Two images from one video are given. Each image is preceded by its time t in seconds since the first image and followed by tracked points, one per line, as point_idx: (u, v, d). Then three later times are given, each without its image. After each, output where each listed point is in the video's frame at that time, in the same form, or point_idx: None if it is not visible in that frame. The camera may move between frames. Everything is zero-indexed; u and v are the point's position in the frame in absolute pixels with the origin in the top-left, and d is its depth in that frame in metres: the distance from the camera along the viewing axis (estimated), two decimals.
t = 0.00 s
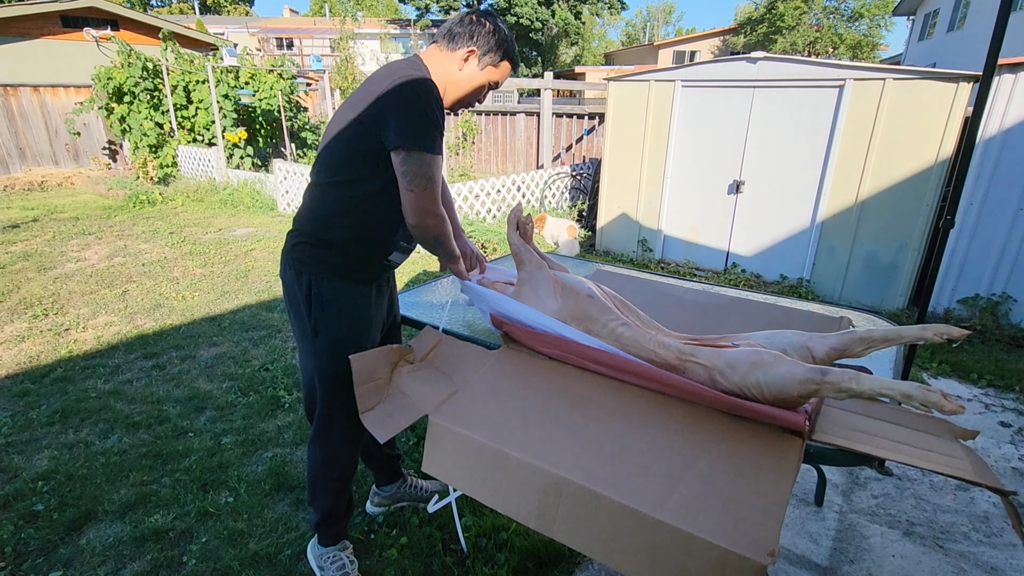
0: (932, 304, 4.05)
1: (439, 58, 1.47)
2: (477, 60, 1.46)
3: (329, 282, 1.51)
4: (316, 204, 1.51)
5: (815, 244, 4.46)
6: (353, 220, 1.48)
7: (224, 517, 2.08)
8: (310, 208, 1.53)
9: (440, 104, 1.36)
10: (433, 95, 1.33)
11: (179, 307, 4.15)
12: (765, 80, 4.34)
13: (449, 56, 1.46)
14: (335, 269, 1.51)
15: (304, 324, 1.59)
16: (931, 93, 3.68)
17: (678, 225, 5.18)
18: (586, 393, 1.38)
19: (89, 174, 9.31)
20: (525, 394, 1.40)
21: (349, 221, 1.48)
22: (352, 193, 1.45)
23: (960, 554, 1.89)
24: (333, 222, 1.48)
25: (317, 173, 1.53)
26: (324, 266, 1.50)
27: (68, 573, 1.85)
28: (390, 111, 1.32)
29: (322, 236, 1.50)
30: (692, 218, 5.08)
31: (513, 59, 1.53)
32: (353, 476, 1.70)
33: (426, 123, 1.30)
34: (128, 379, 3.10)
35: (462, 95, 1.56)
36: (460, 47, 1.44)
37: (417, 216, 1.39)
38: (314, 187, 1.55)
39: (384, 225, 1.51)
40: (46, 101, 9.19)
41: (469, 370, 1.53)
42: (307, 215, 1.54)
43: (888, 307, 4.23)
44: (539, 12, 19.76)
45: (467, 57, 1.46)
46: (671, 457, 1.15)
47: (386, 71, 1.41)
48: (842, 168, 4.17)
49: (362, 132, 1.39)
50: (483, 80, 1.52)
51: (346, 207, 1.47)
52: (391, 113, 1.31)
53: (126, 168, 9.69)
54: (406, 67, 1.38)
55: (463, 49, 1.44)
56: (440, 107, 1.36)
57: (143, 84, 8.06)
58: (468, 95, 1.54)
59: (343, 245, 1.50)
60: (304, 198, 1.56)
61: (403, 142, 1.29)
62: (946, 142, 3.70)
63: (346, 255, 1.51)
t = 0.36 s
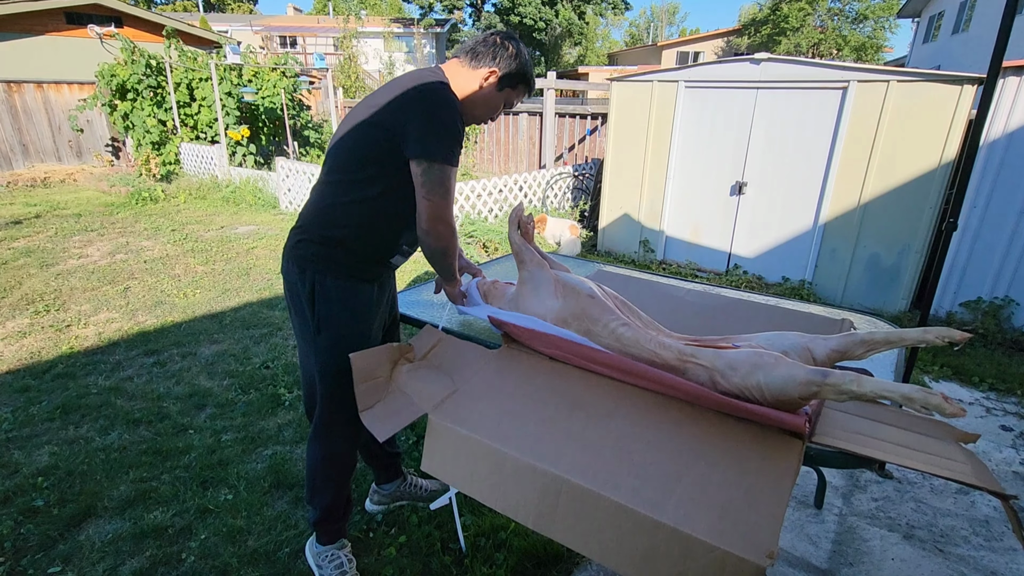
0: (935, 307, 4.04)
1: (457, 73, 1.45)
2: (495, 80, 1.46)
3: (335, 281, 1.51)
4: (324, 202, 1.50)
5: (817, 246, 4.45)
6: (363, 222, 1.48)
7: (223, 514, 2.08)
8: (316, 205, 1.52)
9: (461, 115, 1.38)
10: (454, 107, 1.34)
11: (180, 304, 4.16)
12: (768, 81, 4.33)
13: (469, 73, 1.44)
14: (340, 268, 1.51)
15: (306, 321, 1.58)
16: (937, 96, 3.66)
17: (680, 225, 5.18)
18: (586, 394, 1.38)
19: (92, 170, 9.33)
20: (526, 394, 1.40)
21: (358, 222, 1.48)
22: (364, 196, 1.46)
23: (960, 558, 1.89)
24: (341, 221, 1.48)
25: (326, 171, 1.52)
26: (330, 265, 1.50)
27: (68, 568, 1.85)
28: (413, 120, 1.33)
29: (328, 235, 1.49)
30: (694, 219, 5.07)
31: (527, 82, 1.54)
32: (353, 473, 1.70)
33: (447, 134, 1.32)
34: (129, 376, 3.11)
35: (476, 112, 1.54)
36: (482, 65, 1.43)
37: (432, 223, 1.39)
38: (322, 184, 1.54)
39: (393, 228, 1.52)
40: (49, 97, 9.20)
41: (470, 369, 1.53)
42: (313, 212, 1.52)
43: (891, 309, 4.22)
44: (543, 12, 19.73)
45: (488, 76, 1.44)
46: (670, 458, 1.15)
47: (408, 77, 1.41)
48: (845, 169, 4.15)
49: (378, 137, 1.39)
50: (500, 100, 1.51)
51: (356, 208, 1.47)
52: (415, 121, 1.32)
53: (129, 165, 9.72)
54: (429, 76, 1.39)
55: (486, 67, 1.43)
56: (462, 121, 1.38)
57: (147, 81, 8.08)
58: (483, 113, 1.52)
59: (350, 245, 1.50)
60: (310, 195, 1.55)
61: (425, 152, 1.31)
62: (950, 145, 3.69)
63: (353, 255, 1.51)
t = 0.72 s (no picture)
0: (936, 310, 4.03)
1: (465, 86, 1.45)
2: (502, 95, 1.46)
3: (339, 281, 1.51)
4: (329, 202, 1.51)
5: (818, 248, 4.44)
6: (367, 223, 1.49)
7: (223, 512, 2.08)
8: (322, 205, 1.52)
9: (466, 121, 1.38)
10: (460, 114, 1.34)
11: (182, 302, 4.16)
12: (770, 83, 4.34)
13: (479, 86, 1.44)
14: (345, 270, 1.52)
15: (309, 322, 1.57)
16: (939, 99, 3.65)
17: (681, 227, 5.17)
18: (587, 394, 1.38)
19: (94, 168, 9.35)
20: (527, 394, 1.40)
21: (362, 224, 1.48)
22: (368, 198, 1.46)
23: (960, 560, 1.88)
24: (346, 222, 1.48)
25: (332, 171, 1.52)
26: (335, 265, 1.51)
27: (68, 565, 1.86)
28: (419, 119, 1.33)
29: (333, 235, 1.49)
30: (696, 220, 5.07)
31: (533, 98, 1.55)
32: (354, 471, 1.70)
33: (450, 139, 1.32)
34: (130, 373, 3.11)
35: (482, 125, 1.54)
36: (491, 79, 1.44)
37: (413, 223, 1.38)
38: (327, 184, 1.54)
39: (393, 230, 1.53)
40: (52, 95, 9.21)
41: (471, 369, 1.53)
42: (319, 212, 1.52)
43: (892, 312, 4.21)
44: (545, 12, 19.72)
45: (495, 92, 1.45)
46: (671, 458, 1.15)
47: (418, 81, 1.41)
48: (847, 171, 4.15)
49: (384, 139, 1.39)
50: (504, 114, 1.52)
51: (360, 210, 1.47)
52: (420, 125, 1.32)
53: (132, 163, 9.73)
54: (438, 80, 1.39)
55: (494, 83, 1.44)
56: (467, 126, 1.38)
57: (149, 79, 8.10)
58: (488, 125, 1.52)
59: (355, 246, 1.51)
60: (316, 194, 1.55)
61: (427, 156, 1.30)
62: (952, 147, 3.68)
63: (357, 256, 1.52)
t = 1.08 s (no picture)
0: (938, 312, 4.03)
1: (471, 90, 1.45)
2: (507, 100, 1.47)
3: (342, 281, 1.52)
4: (332, 203, 1.51)
5: (820, 250, 4.44)
6: (371, 225, 1.49)
7: (224, 511, 2.09)
8: (325, 205, 1.53)
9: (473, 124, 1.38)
10: (468, 116, 1.35)
11: (184, 300, 4.17)
12: (772, 84, 4.33)
13: (484, 91, 1.44)
14: (347, 269, 1.52)
15: (311, 321, 1.57)
16: (942, 101, 3.65)
17: (683, 228, 5.17)
18: (588, 394, 1.38)
19: (96, 166, 9.37)
20: (528, 394, 1.40)
21: (367, 225, 1.49)
22: (372, 200, 1.46)
23: (961, 563, 1.88)
24: (350, 222, 1.49)
25: (335, 171, 1.52)
26: (337, 265, 1.51)
27: (69, 563, 1.86)
28: (428, 121, 1.33)
29: (337, 235, 1.50)
30: (697, 222, 5.07)
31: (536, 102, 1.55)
32: (355, 471, 1.70)
33: (458, 142, 1.32)
34: (131, 371, 3.12)
35: (485, 129, 1.54)
36: (497, 85, 1.44)
37: (427, 227, 1.38)
38: (330, 185, 1.54)
39: (398, 231, 1.53)
40: (55, 93, 9.23)
41: (471, 369, 1.53)
42: (322, 212, 1.52)
43: (894, 314, 4.21)
44: (547, 12, 19.70)
45: (501, 96, 1.45)
46: (671, 459, 1.15)
47: (423, 84, 1.42)
48: (850, 173, 4.15)
49: (389, 141, 1.39)
50: (508, 119, 1.52)
51: (364, 211, 1.48)
52: (429, 128, 1.33)
53: (134, 161, 9.75)
54: (444, 83, 1.39)
55: (500, 88, 1.44)
56: (474, 130, 1.38)
57: (152, 78, 8.12)
58: (492, 130, 1.53)
59: (357, 246, 1.51)
60: (318, 195, 1.55)
61: (436, 159, 1.31)
62: (955, 149, 3.68)
63: (359, 256, 1.52)
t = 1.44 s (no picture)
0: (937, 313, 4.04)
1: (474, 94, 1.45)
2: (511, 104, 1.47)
3: (339, 282, 1.52)
4: (329, 203, 1.51)
5: (819, 251, 4.45)
6: (369, 226, 1.49)
7: (224, 509, 2.09)
8: (322, 206, 1.53)
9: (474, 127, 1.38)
10: (469, 120, 1.35)
11: (184, 299, 4.17)
12: (772, 85, 4.34)
13: (487, 96, 1.44)
14: (345, 270, 1.52)
15: (307, 321, 1.57)
16: (941, 103, 3.65)
17: (683, 229, 5.18)
18: (589, 394, 1.38)
19: (96, 165, 9.36)
20: (528, 393, 1.40)
21: (365, 227, 1.49)
22: (371, 202, 1.46)
23: (960, 564, 1.88)
24: (348, 223, 1.49)
25: (333, 171, 1.52)
26: (334, 265, 1.51)
27: (70, 561, 1.86)
28: (428, 125, 1.33)
29: (335, 236, 1.50)
30: (698, 223, 5.07)
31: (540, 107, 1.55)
32: (354, 470, 1.70)
33: (459, 147, 1.33)
34: (131, 370, 3.12)
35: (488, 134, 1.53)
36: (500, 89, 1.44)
37: (429, 232, 1.39)
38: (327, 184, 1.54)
39: (396, 233, 1.54)
40: (55, 91, 9.23)
41: (472, 368, 1.53)
42: (319, 212, 1.52)
43: (894, 315, 4.21)
44: (548, 13, 19.69)
45: (505, 101, 1.45)
46: (671, 459, 1.15)
47: (424, 85, 1.41)
48: (849, 175, 4.15)
49: (389, 143, 1.39)
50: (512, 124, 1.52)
51: (362, 212, 1.48)
52: (429, 132, 1.33)
53: (134, 160, 9.75)
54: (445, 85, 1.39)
55: (504, 92, 1.44)
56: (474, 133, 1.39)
57: (152, 77, 8.11)
58: (495, 135, 1.52)
59: (354, 247, 1.51)
60: (315, 194, 1.55)
61: (437, 163, 1.31)
62: (954, 152, 3.68)
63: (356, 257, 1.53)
